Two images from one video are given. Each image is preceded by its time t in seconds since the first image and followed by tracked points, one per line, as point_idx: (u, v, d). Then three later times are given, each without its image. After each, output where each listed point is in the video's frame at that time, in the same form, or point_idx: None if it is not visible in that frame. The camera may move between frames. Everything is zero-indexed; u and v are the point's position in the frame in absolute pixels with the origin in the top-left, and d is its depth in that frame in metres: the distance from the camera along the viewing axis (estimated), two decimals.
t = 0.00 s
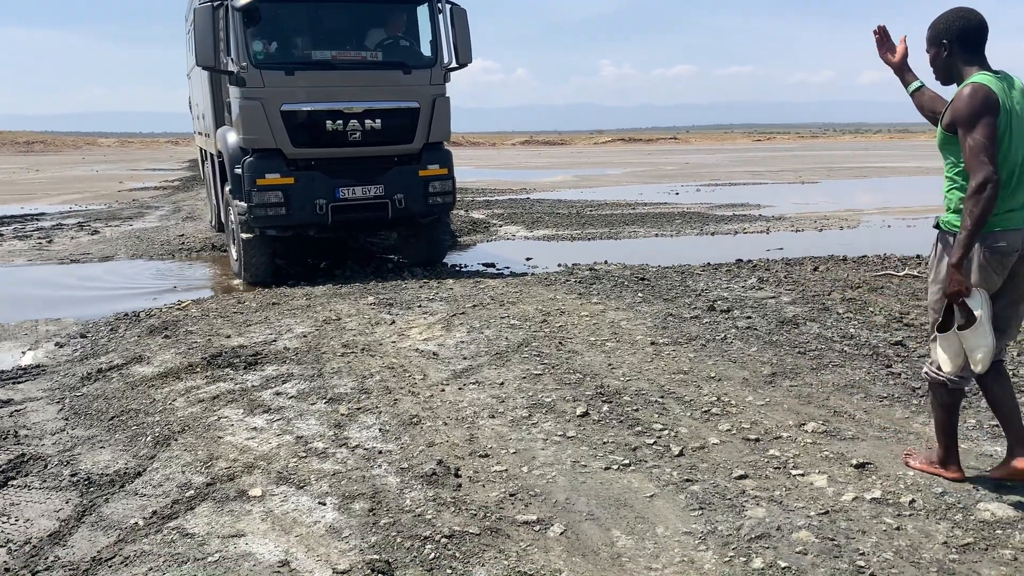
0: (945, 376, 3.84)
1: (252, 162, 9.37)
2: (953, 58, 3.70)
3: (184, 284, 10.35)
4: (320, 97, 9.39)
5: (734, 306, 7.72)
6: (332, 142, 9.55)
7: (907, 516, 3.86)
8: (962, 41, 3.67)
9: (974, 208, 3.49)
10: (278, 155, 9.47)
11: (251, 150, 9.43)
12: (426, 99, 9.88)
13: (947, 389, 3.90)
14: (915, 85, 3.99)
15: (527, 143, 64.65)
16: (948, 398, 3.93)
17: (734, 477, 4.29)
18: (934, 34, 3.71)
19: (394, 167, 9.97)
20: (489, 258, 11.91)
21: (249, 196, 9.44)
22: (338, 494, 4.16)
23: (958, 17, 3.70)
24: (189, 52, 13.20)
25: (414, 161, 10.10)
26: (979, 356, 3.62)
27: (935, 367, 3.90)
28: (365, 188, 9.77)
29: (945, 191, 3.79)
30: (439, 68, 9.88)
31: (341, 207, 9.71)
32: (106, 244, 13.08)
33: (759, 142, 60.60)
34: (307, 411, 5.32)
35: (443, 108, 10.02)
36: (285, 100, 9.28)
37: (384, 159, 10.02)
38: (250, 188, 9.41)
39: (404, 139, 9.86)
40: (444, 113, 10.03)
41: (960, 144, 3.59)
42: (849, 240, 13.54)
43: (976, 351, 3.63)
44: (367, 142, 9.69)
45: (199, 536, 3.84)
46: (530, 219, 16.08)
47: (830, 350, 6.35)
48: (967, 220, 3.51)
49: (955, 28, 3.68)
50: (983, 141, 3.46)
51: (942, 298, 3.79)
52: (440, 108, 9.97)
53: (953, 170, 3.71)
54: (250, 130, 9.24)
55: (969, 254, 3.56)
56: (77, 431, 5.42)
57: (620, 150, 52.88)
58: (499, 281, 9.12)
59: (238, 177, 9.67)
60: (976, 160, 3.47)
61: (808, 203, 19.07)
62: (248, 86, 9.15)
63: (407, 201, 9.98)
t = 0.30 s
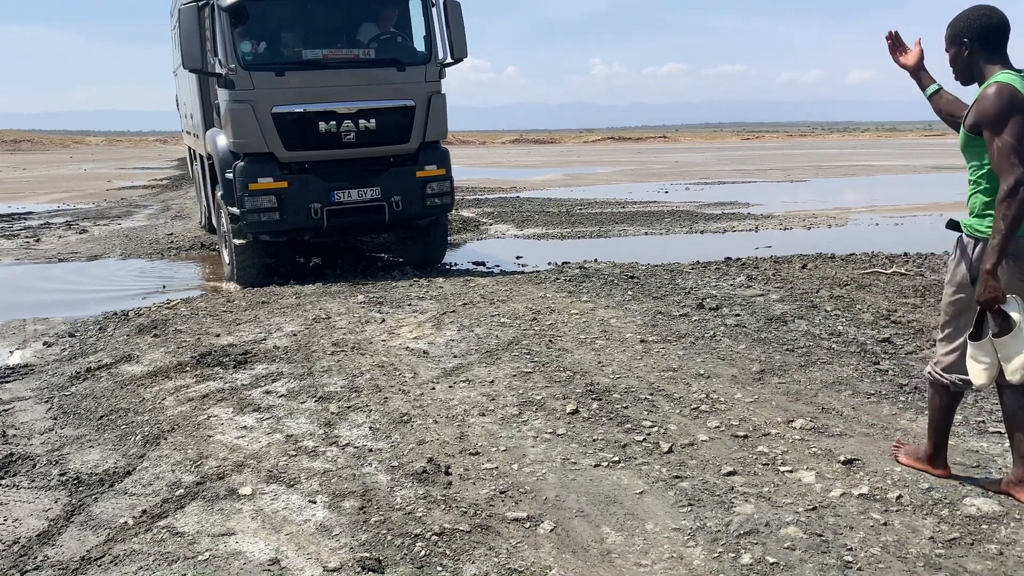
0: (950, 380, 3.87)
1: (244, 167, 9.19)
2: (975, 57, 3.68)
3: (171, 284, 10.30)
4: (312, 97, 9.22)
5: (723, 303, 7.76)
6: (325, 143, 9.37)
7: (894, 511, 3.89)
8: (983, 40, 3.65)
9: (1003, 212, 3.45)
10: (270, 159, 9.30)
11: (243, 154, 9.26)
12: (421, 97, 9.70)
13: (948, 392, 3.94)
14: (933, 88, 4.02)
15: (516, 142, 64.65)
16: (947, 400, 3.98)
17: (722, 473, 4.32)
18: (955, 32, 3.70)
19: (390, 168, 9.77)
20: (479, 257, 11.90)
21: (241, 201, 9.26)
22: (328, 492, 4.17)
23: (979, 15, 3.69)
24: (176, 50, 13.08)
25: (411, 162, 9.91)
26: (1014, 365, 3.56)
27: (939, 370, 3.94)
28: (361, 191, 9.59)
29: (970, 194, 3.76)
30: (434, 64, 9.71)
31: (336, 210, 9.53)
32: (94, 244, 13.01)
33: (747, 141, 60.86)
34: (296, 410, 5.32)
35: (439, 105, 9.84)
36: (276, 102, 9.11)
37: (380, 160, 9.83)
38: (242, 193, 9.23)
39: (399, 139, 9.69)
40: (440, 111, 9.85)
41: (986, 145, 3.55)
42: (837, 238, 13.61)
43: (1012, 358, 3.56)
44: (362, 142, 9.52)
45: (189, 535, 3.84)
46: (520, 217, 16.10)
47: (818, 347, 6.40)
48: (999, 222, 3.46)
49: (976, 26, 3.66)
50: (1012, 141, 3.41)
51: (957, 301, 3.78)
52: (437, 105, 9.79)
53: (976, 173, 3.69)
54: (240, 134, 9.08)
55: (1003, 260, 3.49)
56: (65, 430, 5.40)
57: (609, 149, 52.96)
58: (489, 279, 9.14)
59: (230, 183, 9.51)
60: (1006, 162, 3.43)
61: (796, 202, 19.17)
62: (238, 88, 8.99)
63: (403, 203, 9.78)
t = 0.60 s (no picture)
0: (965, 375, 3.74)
1: (238, 173, 8.94)
2: (996, 47, 3.54)
3: (162, 285, 10.25)
4: (309, 103, 8.95)
5: (712, 300, 7.79)
6: (323, 150, 9.11)
7: (882, 505, 3.92)
8: (1006, 29, 3.50)
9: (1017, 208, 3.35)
10: (265, 165, 9.04)
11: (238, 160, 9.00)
12: (423, 102, 9.45)
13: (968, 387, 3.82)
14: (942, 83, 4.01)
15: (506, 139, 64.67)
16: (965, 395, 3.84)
17: (712, 469, 4.34)
18: (976, 21, 3.55)
19: (390, 173, 9.55)
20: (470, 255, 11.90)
21: (236, 208, 9.01)
22: (319, 492, 4.17)
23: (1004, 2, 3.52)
24: (164, 48, 12.92)
25: (410, 167, 9.67)
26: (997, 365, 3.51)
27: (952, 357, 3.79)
28: (359, 197, 9.37)
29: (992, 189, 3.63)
30: (435, 68, 9.45)
31: (334, 216, 9.32)
32: (82, 245, 12.95)
33: (736, 137, 61.06)
34: (287, 410, 5.31)
35: (441, 110, 9.58)
36: (273, 108, 8.84)
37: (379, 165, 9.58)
38: (237, 200, 8.98)
39: (399, 145, 9.44)
40: (441, 116, 9.61)
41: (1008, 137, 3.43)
42: (826, 234, 13.68)
43: (1002, 356, 3.49)
44: (362, 149, 9.27)
45: (179, 537, 3.84)
46: (510, 215, 16.11)
47: (807, 343, 6.43)
48: (1014, 219, 3.36)
49: (999, 14, 3.50)
50: None
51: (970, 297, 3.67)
52: (438, 110, 9.54)
53: (1000, 167, 3.57)
54: (235, 141, 8.80)
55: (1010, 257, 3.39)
56: (54, 433, 5.39)
57: (598, 146, 53.04)
58: (479, 278, 9.14)
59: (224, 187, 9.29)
60: None
61: (785, 197, 19.27)
62: (233, 93, 8.72)
63: (403, 209, 9.58)
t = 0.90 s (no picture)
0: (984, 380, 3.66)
1: (237, 165, 8.81)
2: (1005, 38, 3.53)
3: (153, 287, 10.25)
4: (311, 93, 8.86)
5: (704, 296, 7.81)
6: (325, 142, 9.04)
7: (875, 499, 3.95)
8: (1015, 19, 3.50)
9: None
10: (265, 158, 8.93)
11: (237, 152, 8.87)
12: (427, 94, 9.38)
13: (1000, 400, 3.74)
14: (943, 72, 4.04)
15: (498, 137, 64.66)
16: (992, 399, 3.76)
17: (705, 465, 4.36)
18: (985, 11, 3.55)
19: (393, 168, 9.50)
20: (463, 254, 11.90)
21: (235, 202, 8.88)
22: (313, 493, 4.17)
23: None
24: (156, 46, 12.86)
25: (414, 162, 9.64)
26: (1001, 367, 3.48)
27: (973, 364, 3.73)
28: (362, 192, 9.30)
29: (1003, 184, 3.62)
30: (440, 59, 9.39)
31: (335, 211, 9.22)
32: (73, 247, 12.91)
33: (728, 134, 61.12)
34: (280, 411, 5.31)
35: (445, 103, 9.53)
36: (273, 97, 8.72)
37: (381, 159, 9.53)
38: (236, 193, 8.85)
39: (402, 138, 9.38)
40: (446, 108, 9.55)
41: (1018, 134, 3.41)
42: (818, 229, 13.73)
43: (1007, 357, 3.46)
44: (364, 141, 9.20)
45: (173, 539, 3.83)
46: (502, 214, 16.11)
47: (799, 338, 6.46)
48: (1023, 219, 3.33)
49: (1007, 5, 3.50)
50: None
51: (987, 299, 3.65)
52: (442, 103, 9.49)
53: (1011, 163, 3.55)
54: (234, 131, 8.68)
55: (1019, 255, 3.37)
56: (46, 436, 5.37)
57: (590, 143, 53.07)
58: (472, 277, 9.13)
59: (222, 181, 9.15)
60: None
61: (776, 193, 19.33)
62: (232, 82, 8.58)
63: (406, 204, 9.51)
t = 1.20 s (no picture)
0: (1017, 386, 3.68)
1: (244, 163, 8.81)
2: None
3: (154, 287, 10.26)
4: (318, 87, 8.83)
5: (705, 293, 7.80)
6: (333, 138, 9.01)
7: (876, 494, 3.95)
8: None
9: None
10: (272, 155, 8.90)
11: (244, 150, 8.87)
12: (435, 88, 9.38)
13: None
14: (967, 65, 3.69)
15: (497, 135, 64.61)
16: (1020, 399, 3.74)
17: (707, 461, 4.36)
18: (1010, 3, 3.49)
19: (402, 165, 9.48)
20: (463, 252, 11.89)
21: (241, 200, 8.87)
22: (315, 492, 4.17)
23: None
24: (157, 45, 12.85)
25: (425, 159, 9.62)
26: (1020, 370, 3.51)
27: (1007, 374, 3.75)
28: (371, 190, 9.27)
29: None
30: (450, 52, 9.40)
31: (343, 210, 9.20)
32: (73, 249, 12.90)
33: (727, 130, 61.07)
34: (281, 410, 5.31)
35: (455, 97, 9.53)
36: (280, 92, 8.70)
37: (391, 156, 9.49)
38: (242, 192, 8.84)
39: (412, 134, 9.37)
40: (456, 103, 9.56)
41: None
42: (817, 225, 13.73)
43: None
44: (373, 137, 9.17)
45: (176, 539, 3.83)
46: (501, 212, 16.10)
47: (799, 334, 6.46)
48: None
49: None
50: None
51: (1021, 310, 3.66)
52: (452, 97, 9.49)
53: None
54: (240, 125, 8.65)
55: None
56: (48, 438, 5.37)
57: (589, 140, 53.02)
58: (473, 275, 9.13)
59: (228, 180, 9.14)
60: None
61: (775, 189, 19.32)
62: (237, 76, 8.55)
63: (416, 203, 9.49)
